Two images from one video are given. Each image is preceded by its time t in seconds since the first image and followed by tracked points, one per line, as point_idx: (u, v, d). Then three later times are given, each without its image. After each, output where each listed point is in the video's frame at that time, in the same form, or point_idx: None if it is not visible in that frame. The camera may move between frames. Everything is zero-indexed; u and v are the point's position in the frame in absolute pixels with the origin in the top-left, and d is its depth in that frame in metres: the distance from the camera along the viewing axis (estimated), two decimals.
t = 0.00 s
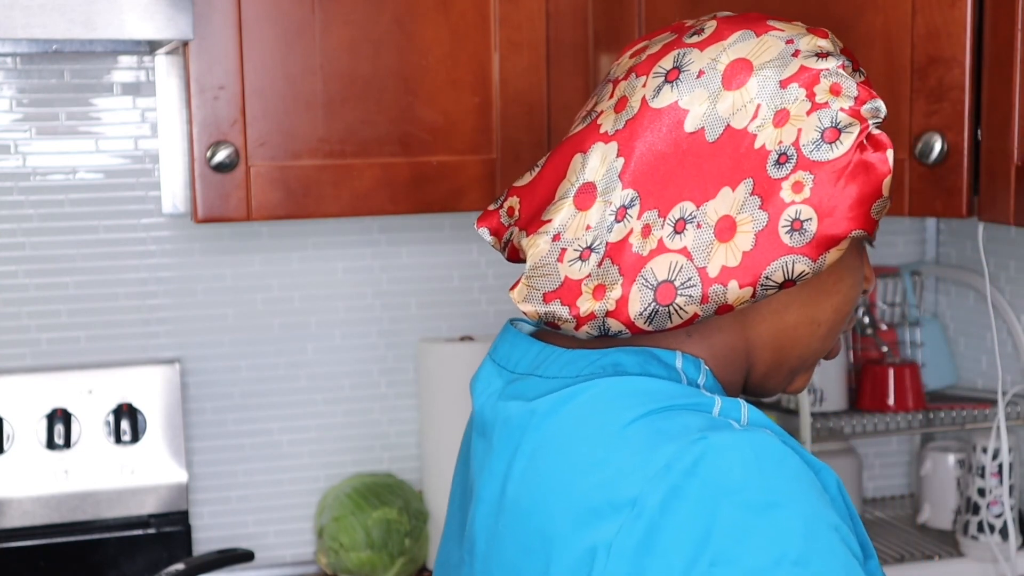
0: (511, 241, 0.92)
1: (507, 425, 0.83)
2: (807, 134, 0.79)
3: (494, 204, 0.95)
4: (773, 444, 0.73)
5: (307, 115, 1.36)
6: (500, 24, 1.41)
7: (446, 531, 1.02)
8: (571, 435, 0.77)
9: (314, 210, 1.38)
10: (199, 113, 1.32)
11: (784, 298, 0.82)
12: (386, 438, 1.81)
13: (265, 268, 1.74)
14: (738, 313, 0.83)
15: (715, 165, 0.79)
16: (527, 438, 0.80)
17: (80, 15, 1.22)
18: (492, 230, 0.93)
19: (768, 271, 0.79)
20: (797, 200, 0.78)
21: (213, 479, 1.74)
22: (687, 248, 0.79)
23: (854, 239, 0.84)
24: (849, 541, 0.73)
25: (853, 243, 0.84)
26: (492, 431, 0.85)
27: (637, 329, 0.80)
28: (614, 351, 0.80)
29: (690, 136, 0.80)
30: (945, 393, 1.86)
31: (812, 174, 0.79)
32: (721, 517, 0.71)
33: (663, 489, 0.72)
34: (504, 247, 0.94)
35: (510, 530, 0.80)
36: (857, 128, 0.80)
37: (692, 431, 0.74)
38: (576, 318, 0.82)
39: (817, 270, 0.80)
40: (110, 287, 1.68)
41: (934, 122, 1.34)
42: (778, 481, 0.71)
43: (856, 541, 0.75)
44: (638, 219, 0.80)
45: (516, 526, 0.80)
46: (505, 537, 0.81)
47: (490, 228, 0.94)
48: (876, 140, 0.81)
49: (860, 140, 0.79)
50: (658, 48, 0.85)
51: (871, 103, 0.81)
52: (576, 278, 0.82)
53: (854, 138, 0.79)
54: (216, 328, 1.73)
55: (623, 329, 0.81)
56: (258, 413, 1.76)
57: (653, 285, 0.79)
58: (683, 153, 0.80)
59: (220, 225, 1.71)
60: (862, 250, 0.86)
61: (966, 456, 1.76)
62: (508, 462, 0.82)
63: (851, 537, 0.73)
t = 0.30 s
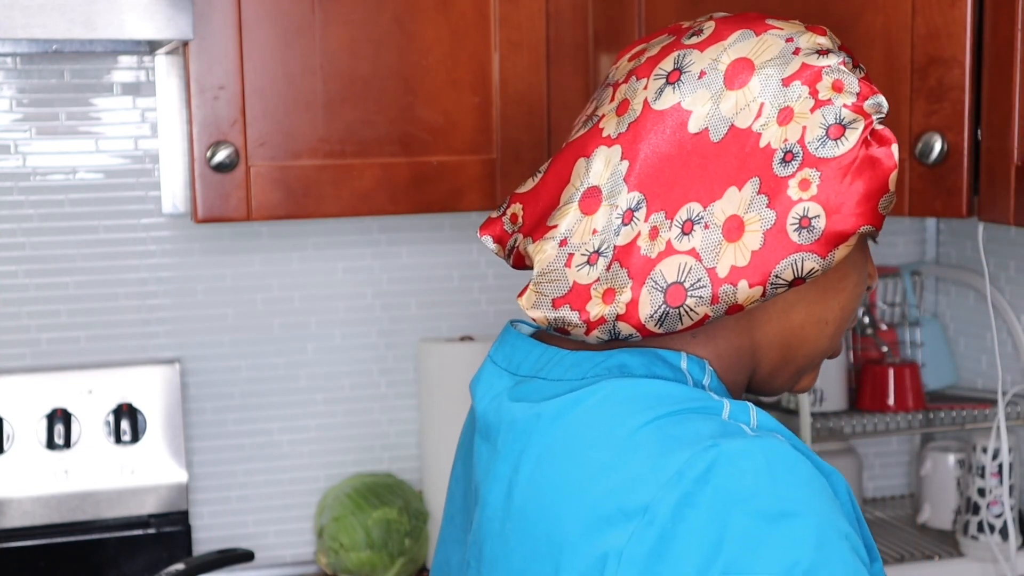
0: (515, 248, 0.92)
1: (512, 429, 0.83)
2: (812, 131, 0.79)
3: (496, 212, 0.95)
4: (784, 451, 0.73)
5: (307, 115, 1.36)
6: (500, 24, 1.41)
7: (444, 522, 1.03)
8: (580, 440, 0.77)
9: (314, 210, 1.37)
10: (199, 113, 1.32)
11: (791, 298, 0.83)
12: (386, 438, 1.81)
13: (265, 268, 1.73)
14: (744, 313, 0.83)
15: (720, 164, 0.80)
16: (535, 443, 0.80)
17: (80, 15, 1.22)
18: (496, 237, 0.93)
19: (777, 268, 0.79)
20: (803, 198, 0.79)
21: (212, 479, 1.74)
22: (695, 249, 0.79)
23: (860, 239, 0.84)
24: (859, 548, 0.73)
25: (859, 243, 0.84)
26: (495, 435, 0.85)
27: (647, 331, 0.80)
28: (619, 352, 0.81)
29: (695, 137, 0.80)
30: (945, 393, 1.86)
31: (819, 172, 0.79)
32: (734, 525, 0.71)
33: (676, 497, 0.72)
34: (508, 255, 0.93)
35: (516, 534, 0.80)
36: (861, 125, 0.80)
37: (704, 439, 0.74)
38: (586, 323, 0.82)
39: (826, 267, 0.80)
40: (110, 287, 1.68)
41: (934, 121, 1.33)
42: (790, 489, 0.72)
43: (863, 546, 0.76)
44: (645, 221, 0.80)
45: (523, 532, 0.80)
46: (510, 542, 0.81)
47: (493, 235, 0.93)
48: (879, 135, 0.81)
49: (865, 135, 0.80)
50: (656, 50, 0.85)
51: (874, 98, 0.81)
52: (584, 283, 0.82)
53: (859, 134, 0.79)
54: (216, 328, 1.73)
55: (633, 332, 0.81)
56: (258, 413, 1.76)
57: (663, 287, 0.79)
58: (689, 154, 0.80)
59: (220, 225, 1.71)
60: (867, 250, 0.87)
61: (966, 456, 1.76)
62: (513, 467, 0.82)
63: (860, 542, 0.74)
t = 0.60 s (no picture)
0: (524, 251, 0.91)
1: (519, 435, 0.82)
2: (825, 133, 0.79)
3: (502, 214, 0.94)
4: (796, 455, 0.73)
5: (307, 115, 1.36)
6: (500, 24, 1.41)
7: (446, 527, 1.02)
8: (590, 447, 0.77)
9: (314, 211, 1.37)
10: (199, 113, 1.32)
11: (800, 300, 0.82)
12: (386, 438, 1.81)
13: (265, 268, 1.74)
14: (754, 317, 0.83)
15: (733, 166, 0.79)
16: (543, 450, 0.80)
17: (80, 15, 1.22)
18: (503, 240, 0.92)
19: (790, 271, 0.79)
20: (817, 200, 0.79)
21: (212, 479, 1.74)
22: (707, 252, 0.79)
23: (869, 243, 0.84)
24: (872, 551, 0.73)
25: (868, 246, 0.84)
26: (500, 441, 0.84)
27: (659, 335, 0.80)
28: (626, 357, 0.81)
29: (706, 138, 0.80)
30: (945, 393, 1.86)
31: (832, 173, 0.79)
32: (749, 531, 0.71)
33: (690, 503, 0.72)
34: (516, 258, 0.93)
35: (524, 543, 0.80)
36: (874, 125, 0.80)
37: (715, 444, 0.74)
38: (597, 327, 0.81)
39: (839, 269, 0.80)
40: (109, 287, 1.68)
41: (934, 121, 1.33)
42: (804, 493, 0.72)
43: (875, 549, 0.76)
44: (656, 224, 0.80)
45: (532, 540, 0.79)
46: (518, 551, 0.80)
47: (501, 238, 0.93)
48: (891, 137, 0.80)
49: (878, 137, 0.80)
50: (666, 50, 0.85)
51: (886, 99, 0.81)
52: (595, 287, 0.81)
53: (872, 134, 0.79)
54: (216, 328, 1.73)
55: (645, 336, 0.80)
56: (258, 413, 1.76)
57: (676, 290, 0.79)
58: (701, 155, 0.80)
59: (220, 225, 1.71)
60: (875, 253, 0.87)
61: (966, 456, 1.76)
62: (520, 475, 0.81)
63: (873, 546, 0.74)
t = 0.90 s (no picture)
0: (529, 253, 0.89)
1: (530, 441, 0.80)
2: (836, 137, 0.79)
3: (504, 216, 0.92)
4: (822, 455, 0.73)
5: (307, 115, 1.36)
6: (500, 24, 1.41)
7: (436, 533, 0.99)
8: (613, 454, 0.75)
9: (314, 210, 1.37)
10: (199, 113, 1.32)
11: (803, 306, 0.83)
12: (386, 438, 1.81)
13: (265, 269, 1.73)
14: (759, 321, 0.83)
15: (745, 170, 0.79)
16: (559, 457, 0.78)
17: (80, 15, 1.22)
18: (507, 243, 0.90)
19: (801, 276, 0.79)
20: (829, 205, 0.78)
21: (212, 479, 1.74)
22: (720, 257, 0.78)
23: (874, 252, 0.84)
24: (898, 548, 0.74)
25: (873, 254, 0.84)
26: (508, 446, 0.82)
27: (671, 340, 0.80)
28: (637, 358, 0.79)
29: (717, 143, 0.80)
30: (945, 393, 1.87)
31: (843, 178, 0.79)
32: (785, 537, 0.70)
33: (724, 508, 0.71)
34: (521, 261, 0.91)
35: (545, 553, 0.78)
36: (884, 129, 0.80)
37: (742, 447, 0.73)
38: (609, 333, 0.81)
39: (851, 273, 0.80)
40: (110, 287, 1.68)
41: (934, 122, 1.34)
42: (836, 495, 0.71)
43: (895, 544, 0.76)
44: (668, 229, 0.79)
45: (555, 550, 0.77)
46: (539, 561, 0.78)
47: (504, 241, 0.91)
48: (899, 140, 0.80)
49: (888, 141, 0.79)
50: (670, 52, 0.84)
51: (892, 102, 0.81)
52: (607, 292, 0.80)
53: (883, 138, 0.79)
54: (216, 328, 1.72)
55: (657, 341, 0.80)
56: (258, 413, 1.76)
57: (688, 295, 0.78)
58: (712, 159, 0.80)
59: (220, 225, 1.71)
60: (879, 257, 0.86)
61: (966, 456, 1.76)
62: (535, 484, 0.79)
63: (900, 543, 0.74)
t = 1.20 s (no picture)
0: (534, 246, 0.87)
1: (541, 444, 0.78)
2: (847, 140, 0.79)
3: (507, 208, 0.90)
4: (840, 450, 0.73)
5: (307, 115, 1.36)
6: (500, 24, 1.41)
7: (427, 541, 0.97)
8: (633, 456, 0.74)
9: (313, 211, 1.37)
10: (199, 113, 1.32)
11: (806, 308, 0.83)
12: (386, 438, 1.81)
13: (265, 269, 1.74)
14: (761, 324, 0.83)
15: (756, 170, 0.79)
16: (575, 460, 0.76)
17: (80, 15, 1.22)
18: (511, 236, 0.88)
19: (805, 277, 0.79)
20: (839, 207, 0.79)
21: (212, 479, 1.74)
22: (726, 255, 0.78)
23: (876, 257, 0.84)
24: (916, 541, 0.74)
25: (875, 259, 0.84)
26: (518, 451, 0.80)
27: (675, 337, 0.80)
28: (645, 359, 0.79)
29: (728, 142, 0.79)
30: (945, 393, 1.86)
31: (853, 180, 0.79)
32: (816, 534, 0.70)
33: (754, 507, 0.70)
34: (524, 254, 0.89)
35: (566, 558, 0.76)
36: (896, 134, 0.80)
37: (764, 445, 0.72)
38: (613, 327, 0.80)
39: (856, 276, 0.80)
40: (109, 287, 1.68)
41: (934, 121, 1.33)
42: (858, 490, 0.72)
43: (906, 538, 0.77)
44: (677, 225, 0.78)
45: (576, 555, 0.76)
46: (559, 567, 0.77)
47: (508, 234, 0.88)
48: (908, 146, 0.81)
49: (899, 146, 0.80)
50: (682, 49, 0.83)
51: (901, 110, 0.82)
52: (612, 286, 0.80)
53: (895, 143, 0.80)
54: (216, 328, 1.73)
55: (661, 337, 0.80)
56: (257, 413, 1.76)
57: (694, 293, 0.78)
58: (722, 158, 0.79)
59: (220, 225, 1.71)
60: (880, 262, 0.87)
61: (966, 456, 1.76)
62: (551, 487, 0.77)
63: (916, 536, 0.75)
